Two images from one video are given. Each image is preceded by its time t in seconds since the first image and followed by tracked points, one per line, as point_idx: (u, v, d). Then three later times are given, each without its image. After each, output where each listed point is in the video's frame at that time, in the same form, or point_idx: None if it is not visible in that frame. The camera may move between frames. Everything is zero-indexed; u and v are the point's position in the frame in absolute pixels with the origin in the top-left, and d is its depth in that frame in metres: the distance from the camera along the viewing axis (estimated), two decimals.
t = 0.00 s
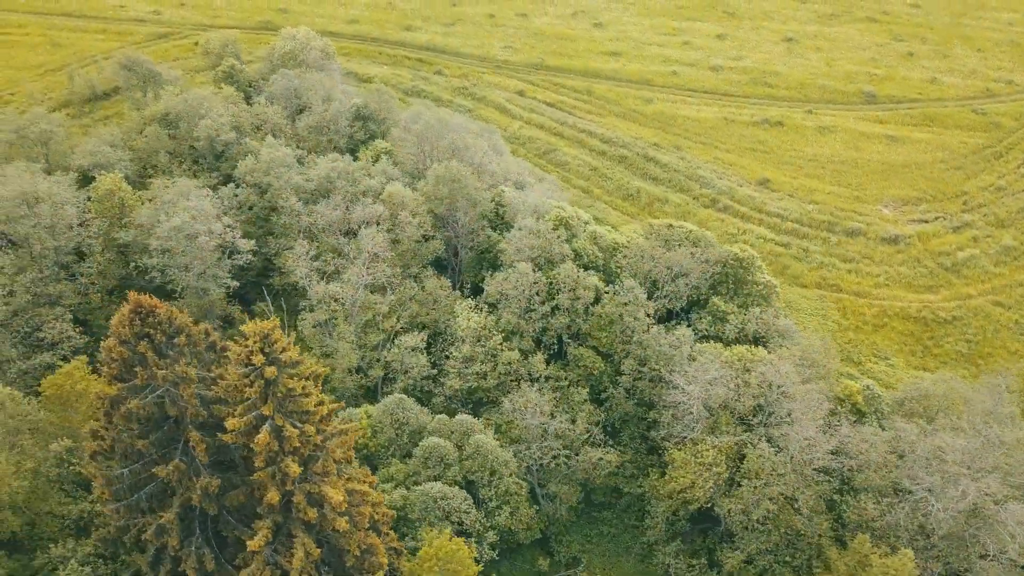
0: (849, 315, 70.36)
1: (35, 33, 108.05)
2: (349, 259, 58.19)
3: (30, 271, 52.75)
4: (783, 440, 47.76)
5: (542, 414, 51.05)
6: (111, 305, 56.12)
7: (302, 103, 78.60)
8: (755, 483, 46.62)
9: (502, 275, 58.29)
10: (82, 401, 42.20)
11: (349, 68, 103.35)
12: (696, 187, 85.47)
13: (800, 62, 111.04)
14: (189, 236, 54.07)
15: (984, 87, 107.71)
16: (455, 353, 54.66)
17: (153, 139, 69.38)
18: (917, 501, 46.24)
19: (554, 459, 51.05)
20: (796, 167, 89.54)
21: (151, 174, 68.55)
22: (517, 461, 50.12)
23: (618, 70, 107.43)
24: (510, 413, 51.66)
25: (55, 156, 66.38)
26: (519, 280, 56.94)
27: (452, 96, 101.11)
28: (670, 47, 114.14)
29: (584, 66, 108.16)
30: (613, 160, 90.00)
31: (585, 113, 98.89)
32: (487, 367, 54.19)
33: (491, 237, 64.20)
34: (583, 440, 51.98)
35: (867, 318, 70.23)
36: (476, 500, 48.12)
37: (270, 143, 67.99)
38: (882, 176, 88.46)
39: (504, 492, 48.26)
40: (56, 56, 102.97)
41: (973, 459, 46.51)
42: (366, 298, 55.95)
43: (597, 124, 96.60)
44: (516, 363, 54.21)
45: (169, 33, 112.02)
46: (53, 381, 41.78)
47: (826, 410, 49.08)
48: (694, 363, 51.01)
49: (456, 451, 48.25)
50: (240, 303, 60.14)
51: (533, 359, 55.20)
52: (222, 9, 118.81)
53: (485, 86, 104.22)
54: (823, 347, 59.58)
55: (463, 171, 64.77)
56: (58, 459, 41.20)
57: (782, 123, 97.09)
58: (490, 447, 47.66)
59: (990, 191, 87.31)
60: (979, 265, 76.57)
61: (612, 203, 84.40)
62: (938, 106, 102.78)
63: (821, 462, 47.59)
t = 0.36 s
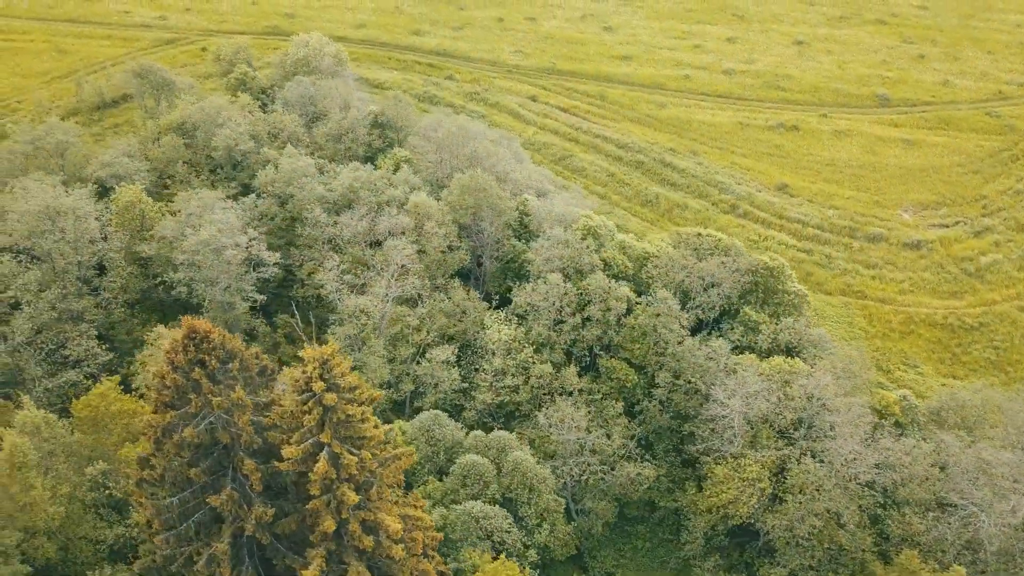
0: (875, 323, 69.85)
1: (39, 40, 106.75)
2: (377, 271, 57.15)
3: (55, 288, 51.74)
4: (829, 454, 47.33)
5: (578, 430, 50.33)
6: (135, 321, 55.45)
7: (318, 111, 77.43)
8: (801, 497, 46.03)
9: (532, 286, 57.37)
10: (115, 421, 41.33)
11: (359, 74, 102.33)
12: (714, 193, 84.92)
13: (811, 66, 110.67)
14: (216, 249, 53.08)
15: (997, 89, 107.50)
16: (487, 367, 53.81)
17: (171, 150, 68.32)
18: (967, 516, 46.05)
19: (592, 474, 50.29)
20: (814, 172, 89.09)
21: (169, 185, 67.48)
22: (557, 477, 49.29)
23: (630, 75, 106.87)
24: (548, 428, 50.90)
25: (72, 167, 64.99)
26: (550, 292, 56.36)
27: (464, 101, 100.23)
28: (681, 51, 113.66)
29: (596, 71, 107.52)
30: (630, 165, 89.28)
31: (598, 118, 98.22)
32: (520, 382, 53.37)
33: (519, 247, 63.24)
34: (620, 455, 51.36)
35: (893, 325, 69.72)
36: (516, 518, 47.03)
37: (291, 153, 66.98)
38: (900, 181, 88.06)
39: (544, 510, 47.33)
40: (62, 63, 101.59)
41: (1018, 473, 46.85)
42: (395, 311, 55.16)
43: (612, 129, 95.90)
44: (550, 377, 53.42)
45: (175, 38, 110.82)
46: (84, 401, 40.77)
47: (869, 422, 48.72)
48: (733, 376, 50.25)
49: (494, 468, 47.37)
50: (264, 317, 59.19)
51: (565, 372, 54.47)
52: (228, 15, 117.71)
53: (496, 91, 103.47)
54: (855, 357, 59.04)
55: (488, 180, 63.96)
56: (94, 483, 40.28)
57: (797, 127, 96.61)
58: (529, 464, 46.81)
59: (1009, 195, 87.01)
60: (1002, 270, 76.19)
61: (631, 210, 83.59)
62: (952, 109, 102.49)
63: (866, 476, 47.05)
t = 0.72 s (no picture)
0: (933, 337, 69.14)
1: (55, 51, 104.44)
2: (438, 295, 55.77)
3: (109, 318, 48.99)
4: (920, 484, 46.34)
5: (656, 459, 49.06)
6: (187, 349, 53.70)
7: (356, 125, 75.32)
8: (896, 529, 44.81)
9: (597, 308, 55.60)
10: (190, 464, 39.58)
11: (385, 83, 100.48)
12: (756, 205, 83.83)
13: (840, 72, 109.68)
14: (277, 276, 51.21)
15: None
16: (555, 393, 52.10)
17: (212, 168, 66.56)
18: None
19: (671, 505, 48.69)
20: (854, 182, 88.10)
21: (211, 205, 65.75)
22: (637, 509, 47.88)
23: (659, 83, 105.63)
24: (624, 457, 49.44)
25: (112, 187, 62.43)
26: (617, 313, 54.88)
27: (494, 111, 98.61)
28: (708, 58, 112.47)
29: (624, 79, 106.22)
30: (669, 176, 88.00)
31: (631, 128, 96.93)
32: (590, 408, 52.08)
33: (576, 266, 61.47)
34: (698, 484, 49.93)
35: (951, 340, 69.12)
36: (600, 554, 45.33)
37: (337, 170, 65.15)
38: (941, 190, 87.29)
39: (627, 544, 45.79)
40: (82, 75, 99.38)
41: None
42: (459, 337, 53.47)
43: (646, 139, 94.60)
44: (622, 403, 52.11)
45: (194, 48, 108.57)
46: (158, 441, 39.13)
47: (960, 450, 47.65)
48: (816, 402, 49.08)
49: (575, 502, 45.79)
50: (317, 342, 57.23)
51: (636, 398, 53.20)
52: (246, 24, 115.57)
53: (525, 101, 102.00)
54: (925, 376, 58.01)
55: (543, 197, 62.26)
56: (171, 530, 38.40)
57: (833, 135, 95.51)
58: (613, 498, 45.36)
59: None
60: None
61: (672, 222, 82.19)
62: (984, 115, 101.87)
63: (962, 506, 45.87)
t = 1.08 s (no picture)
0: (992, 352, 69.17)
1: (73, 63, 101.96)
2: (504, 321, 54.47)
3: (173, 351, 46.67)
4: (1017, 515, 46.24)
5: (743, 490, 47.70)
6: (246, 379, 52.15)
7: (399, 141, 73.76)
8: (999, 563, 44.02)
9: (669, 331, 54.17)
10: (275, 509, 37.85)
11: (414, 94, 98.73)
12: (800, 216, 82.63)
13: (869, 78, 108.82)
14: (346, 307, 49.79)
15: None
16: (631, 421, 50.66)
17: (257, 188, 64.76)
18: None
19: (759, 537, 47.33)
20: (896, 191, 87.14)
21: (256, 226, 63.79)
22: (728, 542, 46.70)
23: (689, 91, 104.38)
24: (709, 488, 48.41)
25: (157, 210, 60.56)
26: (690, 338, 53.40)
27: (525, 122, 97.00)
28: (736, 66, 111.32)
29: (653, 87, 104.90)
30: (709, 188, 86.71)
31: (666, 138, 95.68)
32: (667, 436, 50.89)
33: (641, 287, 59.80)
34: (785, 514, 48.57)
35: (1010, 354, 69.28)
36: None
37: (387, 190, 63.96)
38: (983, 199, 86.58)
39: None
40: (102, 88, 96.97)
41: None
42: (528, 364, 52.03)
43: (681, 150, 93.28)
44: (701, 431, 50.92)
45: (215, 59, 106.28)
46: (245, 488, 37.70)
47: None
48: (905, 431, 48.70)
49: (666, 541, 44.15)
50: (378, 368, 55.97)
51: (712, 425, 52.00)
52: (265, 34, 113.44)
53: (555, 111, 100.50)
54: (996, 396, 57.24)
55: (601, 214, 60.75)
56: None
57: (870, 143, 94.48)
58: (708, 534, 43.97)
59: None
60: None
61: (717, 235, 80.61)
62: (1017, 121, 101.35)
63: None
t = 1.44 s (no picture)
0: None
1: (92, 76, 99.63)
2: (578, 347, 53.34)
3: (247, 387, 44.89)
4: None
5: (839, 520, 45.94)
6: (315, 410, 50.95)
7: (446, 156, 71.78)
8: None
9: (744, 354, 53.60)
10: (373, 558, 36.84)
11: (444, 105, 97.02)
12: (844, 227, 81.60)
13: (899, 84, 108.08)
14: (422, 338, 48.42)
15: None
16: (713, 449, 49.34)
17: (305, 207, 62.86)
18: None
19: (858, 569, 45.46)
20: (939, 200, 86.34)
21: (306, 246, 61.81)
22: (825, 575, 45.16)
23: (720, 99, 103.21)
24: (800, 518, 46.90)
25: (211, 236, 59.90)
26: (769, 362, 52.32)
27: (557, 133, 95.62)
28: (764, 72, 110.26)
29: (683, 95, 103.65)
30: (750, 199, 85.60)
31: (701, 147, 94.53)
32: (751, 464, 49.75)
33: (709, 305, 58.32)
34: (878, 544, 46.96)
35: None
36: None
37: (439, 210, 63.11)
38: None
39: None
40: (124, 102, 94.73)
41: None
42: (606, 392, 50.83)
43: (717, 159, 92.11)
44: (785, 458, 49.56)
45: (236, 70, 104.10)
46: (343, 537, 36.28)
47: None
48: (1002, 459, 47.39)
49: None
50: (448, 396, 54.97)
51: (793, 450, 50.84)
52: (285, 44, 111.37)
53: (586, 120, 99.12)
54: None
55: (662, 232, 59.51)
56: None
57: (907, 151, 93.63)
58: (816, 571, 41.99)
59: None
60: None
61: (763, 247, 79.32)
62: None
63: None
